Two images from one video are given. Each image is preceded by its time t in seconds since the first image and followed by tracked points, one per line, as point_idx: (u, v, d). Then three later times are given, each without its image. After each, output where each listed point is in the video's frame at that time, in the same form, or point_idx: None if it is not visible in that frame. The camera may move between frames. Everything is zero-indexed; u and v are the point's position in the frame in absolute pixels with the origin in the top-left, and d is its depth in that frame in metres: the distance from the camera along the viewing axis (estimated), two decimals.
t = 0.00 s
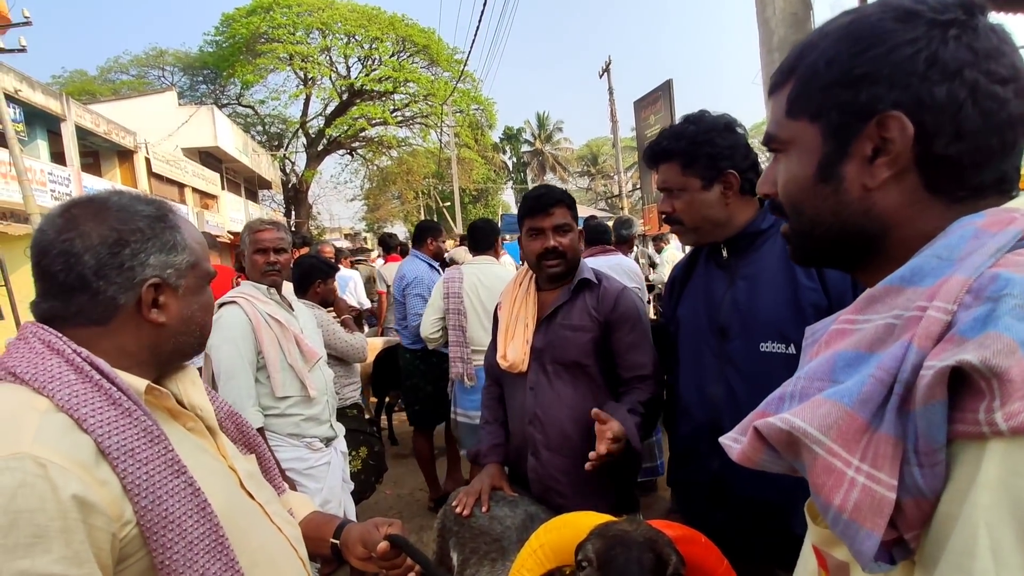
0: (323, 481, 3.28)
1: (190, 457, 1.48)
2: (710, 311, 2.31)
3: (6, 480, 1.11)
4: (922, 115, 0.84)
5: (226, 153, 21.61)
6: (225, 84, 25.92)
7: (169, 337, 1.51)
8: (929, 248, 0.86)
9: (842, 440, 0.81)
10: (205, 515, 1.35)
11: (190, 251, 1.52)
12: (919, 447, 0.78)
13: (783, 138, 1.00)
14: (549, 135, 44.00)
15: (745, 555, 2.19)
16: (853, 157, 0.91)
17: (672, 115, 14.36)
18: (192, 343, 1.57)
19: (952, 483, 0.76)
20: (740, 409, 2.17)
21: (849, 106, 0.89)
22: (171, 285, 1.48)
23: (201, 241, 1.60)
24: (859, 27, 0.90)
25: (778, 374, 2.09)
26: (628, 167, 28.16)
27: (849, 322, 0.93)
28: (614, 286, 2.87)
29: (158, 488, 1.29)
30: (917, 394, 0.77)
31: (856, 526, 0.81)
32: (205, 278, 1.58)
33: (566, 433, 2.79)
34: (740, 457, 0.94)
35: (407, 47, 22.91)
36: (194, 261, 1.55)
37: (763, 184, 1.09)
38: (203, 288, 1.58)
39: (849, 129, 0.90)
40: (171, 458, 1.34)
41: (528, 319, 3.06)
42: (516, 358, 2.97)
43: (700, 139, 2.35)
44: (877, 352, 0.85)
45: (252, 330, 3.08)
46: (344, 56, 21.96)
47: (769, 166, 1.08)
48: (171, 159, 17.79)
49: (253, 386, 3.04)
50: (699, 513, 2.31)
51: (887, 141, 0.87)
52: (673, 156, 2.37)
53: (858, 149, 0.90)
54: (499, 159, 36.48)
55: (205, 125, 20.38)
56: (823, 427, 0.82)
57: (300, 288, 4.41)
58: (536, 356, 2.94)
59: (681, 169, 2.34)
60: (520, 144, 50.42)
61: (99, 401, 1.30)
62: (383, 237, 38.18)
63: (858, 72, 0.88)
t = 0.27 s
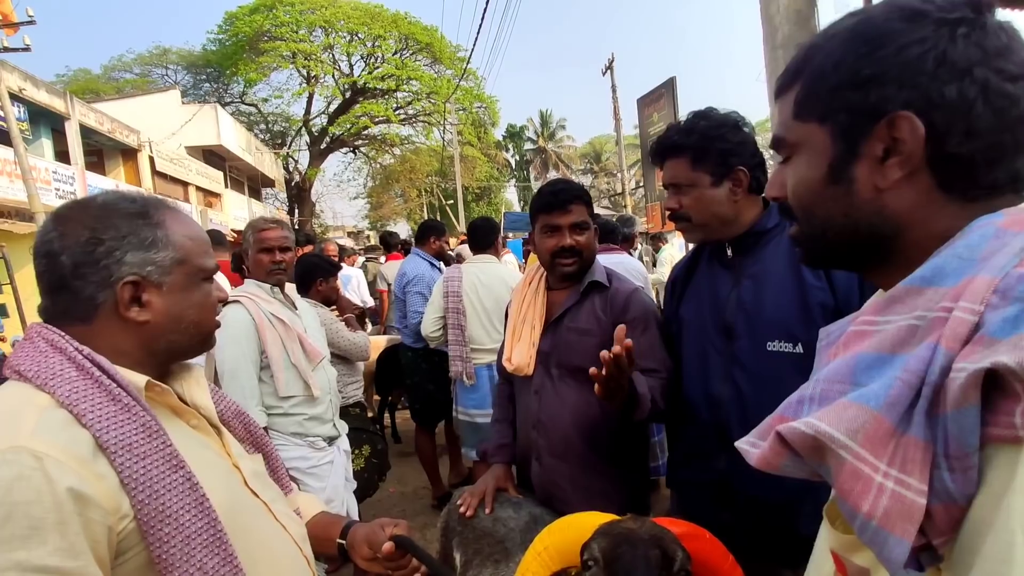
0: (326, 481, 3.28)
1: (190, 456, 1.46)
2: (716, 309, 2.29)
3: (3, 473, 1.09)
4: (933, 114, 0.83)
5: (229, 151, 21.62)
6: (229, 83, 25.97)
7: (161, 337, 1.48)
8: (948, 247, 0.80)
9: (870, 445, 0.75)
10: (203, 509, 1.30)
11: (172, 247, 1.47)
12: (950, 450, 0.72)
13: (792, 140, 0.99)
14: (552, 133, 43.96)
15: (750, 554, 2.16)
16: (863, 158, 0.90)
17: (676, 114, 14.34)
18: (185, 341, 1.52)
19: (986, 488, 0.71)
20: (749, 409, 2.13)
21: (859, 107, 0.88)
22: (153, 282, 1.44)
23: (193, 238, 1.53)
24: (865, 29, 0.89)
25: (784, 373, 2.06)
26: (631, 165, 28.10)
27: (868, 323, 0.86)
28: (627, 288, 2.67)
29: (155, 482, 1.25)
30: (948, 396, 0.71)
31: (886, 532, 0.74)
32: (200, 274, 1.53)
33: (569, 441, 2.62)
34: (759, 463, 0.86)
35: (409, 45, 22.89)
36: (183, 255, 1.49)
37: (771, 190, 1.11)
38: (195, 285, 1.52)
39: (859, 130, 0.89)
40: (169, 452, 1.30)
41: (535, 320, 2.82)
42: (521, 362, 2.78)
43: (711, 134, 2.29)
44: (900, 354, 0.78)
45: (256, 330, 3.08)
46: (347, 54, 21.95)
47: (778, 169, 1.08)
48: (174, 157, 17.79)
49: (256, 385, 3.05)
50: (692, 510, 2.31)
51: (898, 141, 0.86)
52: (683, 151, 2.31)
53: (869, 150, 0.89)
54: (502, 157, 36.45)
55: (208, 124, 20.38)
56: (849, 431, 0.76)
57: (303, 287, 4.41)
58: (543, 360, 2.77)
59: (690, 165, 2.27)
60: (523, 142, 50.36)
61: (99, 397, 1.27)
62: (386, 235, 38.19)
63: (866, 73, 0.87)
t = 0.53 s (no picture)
0: (331, 478, 3.28)
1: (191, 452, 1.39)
2: (721, 307, 2.22)
3: None
4: (959, 105, 0.79)
5: (232, 148, 21.61)
6: (231, 79, 25.95)
7: (140, 338, 1.39)
8: (967, 238, 0.76)
9: (886, 437, 0.72)
10: (202, 504, 1.24)
11: (149, 241, 1.38)
12: (968, 443, 0.68)
13: (806, 136, 0.96)
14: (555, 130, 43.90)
15: (756, 549, 2.12)
16: (884, 152, 0.86)
17: (680, 109, 14.27)
18: (173, 338, 1.43)
19: (1006, 483, 0.67)
20: (754, 407, 2.08)
21: (881, 99, 0.85)
22: (130, 279, 1.36)
23: (184, 234, 1.44)
24: (887, 17, 0.86)
25: (790, 370, 2.03)
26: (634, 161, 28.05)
27: (884, 315, 0.83)
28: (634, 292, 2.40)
29: (155, 479, 1.19)
30: (966, 388, 0.67)
31: (900, 525, 0.70)
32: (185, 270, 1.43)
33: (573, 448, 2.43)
34: (771, 454, 0.83)
35: (411, 42, 22.82)
36: (160, 251, 1.39)
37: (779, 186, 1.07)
38: (179, 282, 1.41)
39: (879, 123, 0.85)
40: (168, 446, 1.24)
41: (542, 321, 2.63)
42: (525, 365, 2.59)
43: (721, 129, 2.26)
44: (917, 346, 0.75)
45: (261, 327, 3.07)
46: (349, 50, 21.89)
47: (788, 165, 1.04)
48: (177, 154, 17.79)
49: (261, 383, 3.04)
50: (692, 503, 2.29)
51: (922, 134, 0.82)
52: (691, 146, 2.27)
53: (890, 144, 0.85)
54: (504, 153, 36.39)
55: (210, 120, 20.36)
56: (865, 422, 0.73)
57: (306, 283, 4.38)
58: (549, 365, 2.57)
59: (700, 159, 2.23)
60: (526, 139, 50.29)
61: (99, 390, 1.21)
62: (389, 232, 38.18)
63: (888, 64, 0.84)
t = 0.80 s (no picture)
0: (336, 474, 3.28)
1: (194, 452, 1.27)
2: (724, 305, 2.18)
3: None
4: (1005, 94, 0.77)
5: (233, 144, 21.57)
6: (233, 76, 25.91)
7: (115, 339, 1.23)
8: (970, 231, 0.75)
9: (887, 433, 0.71)
10: (201, 501, 1.17)
11: (118, 239, 1.19)
12: (971, 439, 0.68)
13: (832, 116, 0.90)
14: (556, 126, 43.84)
15: (758, 543, 2.11)
16: (925, 136, 0.82)
17: (681, 105, 14.23)
18: (156, 340, 1.25)
19: (1009, 480, 0.66)
20: (756, 406, 2.05)
21: (925, 81, 0.81)
22: (102, 278, 1.19)
23: (167, 230, 1.25)
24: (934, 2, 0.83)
25: (791, 367, 2.00)
26: (635, 158, 28.02)
27: (885, 308, 0.82)
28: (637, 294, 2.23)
29: (153, 474, 1.12)
30: (969, 384, 0.67)
31: (901, 522, 0.70)
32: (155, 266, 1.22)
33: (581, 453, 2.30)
34: (769, 448, 0.82)
35: (413, 38, 22.76)
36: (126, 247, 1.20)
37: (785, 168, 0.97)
38: (151, 280, 1.22)
39: (922, 106, 0.81)
40: (169, 443, 1.17)
41: (546, 322, 2.51)
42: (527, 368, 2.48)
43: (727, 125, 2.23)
44: (919, 341, 0.74)
45: (266, 325, 3.05)
46: (350, 47, 21.84)
47: (794, 149, 0.97)
48: (178, 151, 17.77)
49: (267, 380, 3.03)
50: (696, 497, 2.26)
51: (964, 121, 0.79)
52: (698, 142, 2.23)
53: (931, 129, 0.81)
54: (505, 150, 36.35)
55: (213, 117, 20.34)
56: (866, 418, 0.72)
57: (307, 280, 4.36)
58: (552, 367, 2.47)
59: (705, 155, 2.20)
60: (527, 135, 50.21)
61: (101, 388, 1.14)
62: (390, 228, 38.18)
63: (941, 44, 0.80)
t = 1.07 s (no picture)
0: (342, 470, 3.29)
1: (203, 445, 1.26)
2: (727, 299, 2.18)
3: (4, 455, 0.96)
4: (996, 82, 0.76)
5: (235, 141, 21.57)
6: (235, 72, 25.92)
7: (116, 334, 1.23)
8: (970, 224, 0.74)
9: (889, 427, 0.71)
10: (207, 494, 1.16)
11: (116, 235, 1.19)
12: (972, 431, 0.67)
13: (827, 110, 0.89)
14: (558, 122, 43.86)
15: (761, 536, 2.05)
16: (919, 125, 0.81)
17: (684, 100, 14.21)
18: (156, 335, 1.24)
19: (1012, 471, 0.65)
20: (759, 401, 2.04)
21: (918, 70, 0.80)
22: (102, 274, 1.19)
23: (167, 225, 1.24)
24: None
25: (792, 363, 2.00)
26: (637, 154, 27.99)
27: (884, 301, 0.81)
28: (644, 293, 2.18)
29: (160, 468, 1.12)
30: (971, 376, 0.66)
31: (903, 515, 0.70)
32: (154, 261, 1.21)
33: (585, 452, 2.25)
34: (769, 442, 0.81)
35: (414, 34, 22.72)
36: (126, 243, 1.19)
37: (783, 166, 0.96)
38: (149, 276, 1.21)
39: (915, 95, 0.81)
40: (175, 437, 1.16)
41: (553, 321, 2.43)
42: (538, 369, 2.39)
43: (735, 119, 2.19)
44: (918, 333, 0.74)
45: (270, 320, 3.05)
46: (352, 43, 21.80)
47: (793, 146, 0.96)
48: (180, 148, 17.77)
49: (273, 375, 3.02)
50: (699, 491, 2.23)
51: (957, 110, 0.79)
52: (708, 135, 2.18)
53: (924, 118, 0.81)
54: (507, 146, 36.30)
55: (214, 114, 20.33)
56: (868, 412, 0.72)
57: (309, 276, 4.35)
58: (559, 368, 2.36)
59: (715, 149, 2.16)
60: (530, 131, 50.10)
61: (108, 379, 1.14)
62: (393, 225, 38.18)
63: (931, 33, 0.80)
